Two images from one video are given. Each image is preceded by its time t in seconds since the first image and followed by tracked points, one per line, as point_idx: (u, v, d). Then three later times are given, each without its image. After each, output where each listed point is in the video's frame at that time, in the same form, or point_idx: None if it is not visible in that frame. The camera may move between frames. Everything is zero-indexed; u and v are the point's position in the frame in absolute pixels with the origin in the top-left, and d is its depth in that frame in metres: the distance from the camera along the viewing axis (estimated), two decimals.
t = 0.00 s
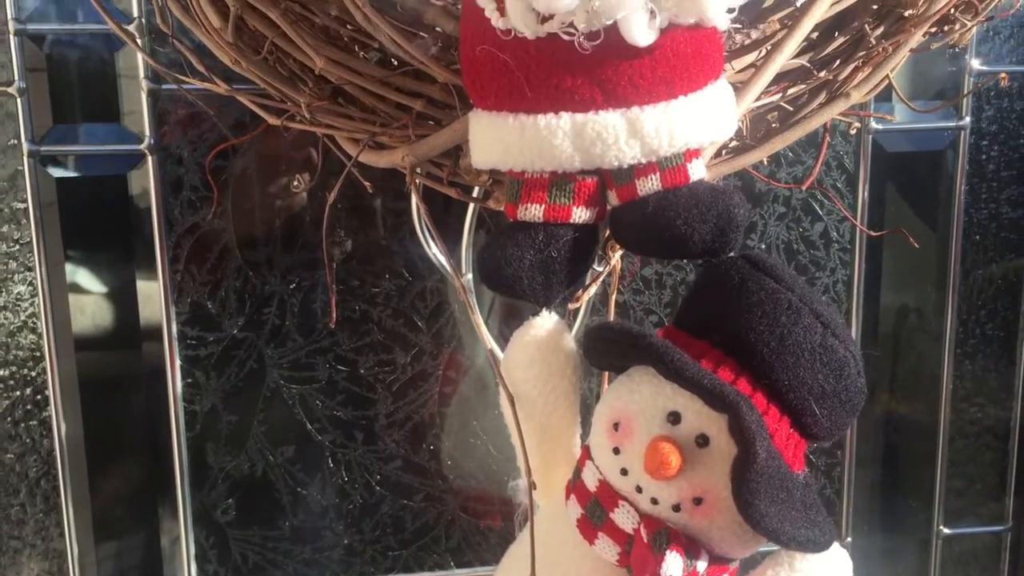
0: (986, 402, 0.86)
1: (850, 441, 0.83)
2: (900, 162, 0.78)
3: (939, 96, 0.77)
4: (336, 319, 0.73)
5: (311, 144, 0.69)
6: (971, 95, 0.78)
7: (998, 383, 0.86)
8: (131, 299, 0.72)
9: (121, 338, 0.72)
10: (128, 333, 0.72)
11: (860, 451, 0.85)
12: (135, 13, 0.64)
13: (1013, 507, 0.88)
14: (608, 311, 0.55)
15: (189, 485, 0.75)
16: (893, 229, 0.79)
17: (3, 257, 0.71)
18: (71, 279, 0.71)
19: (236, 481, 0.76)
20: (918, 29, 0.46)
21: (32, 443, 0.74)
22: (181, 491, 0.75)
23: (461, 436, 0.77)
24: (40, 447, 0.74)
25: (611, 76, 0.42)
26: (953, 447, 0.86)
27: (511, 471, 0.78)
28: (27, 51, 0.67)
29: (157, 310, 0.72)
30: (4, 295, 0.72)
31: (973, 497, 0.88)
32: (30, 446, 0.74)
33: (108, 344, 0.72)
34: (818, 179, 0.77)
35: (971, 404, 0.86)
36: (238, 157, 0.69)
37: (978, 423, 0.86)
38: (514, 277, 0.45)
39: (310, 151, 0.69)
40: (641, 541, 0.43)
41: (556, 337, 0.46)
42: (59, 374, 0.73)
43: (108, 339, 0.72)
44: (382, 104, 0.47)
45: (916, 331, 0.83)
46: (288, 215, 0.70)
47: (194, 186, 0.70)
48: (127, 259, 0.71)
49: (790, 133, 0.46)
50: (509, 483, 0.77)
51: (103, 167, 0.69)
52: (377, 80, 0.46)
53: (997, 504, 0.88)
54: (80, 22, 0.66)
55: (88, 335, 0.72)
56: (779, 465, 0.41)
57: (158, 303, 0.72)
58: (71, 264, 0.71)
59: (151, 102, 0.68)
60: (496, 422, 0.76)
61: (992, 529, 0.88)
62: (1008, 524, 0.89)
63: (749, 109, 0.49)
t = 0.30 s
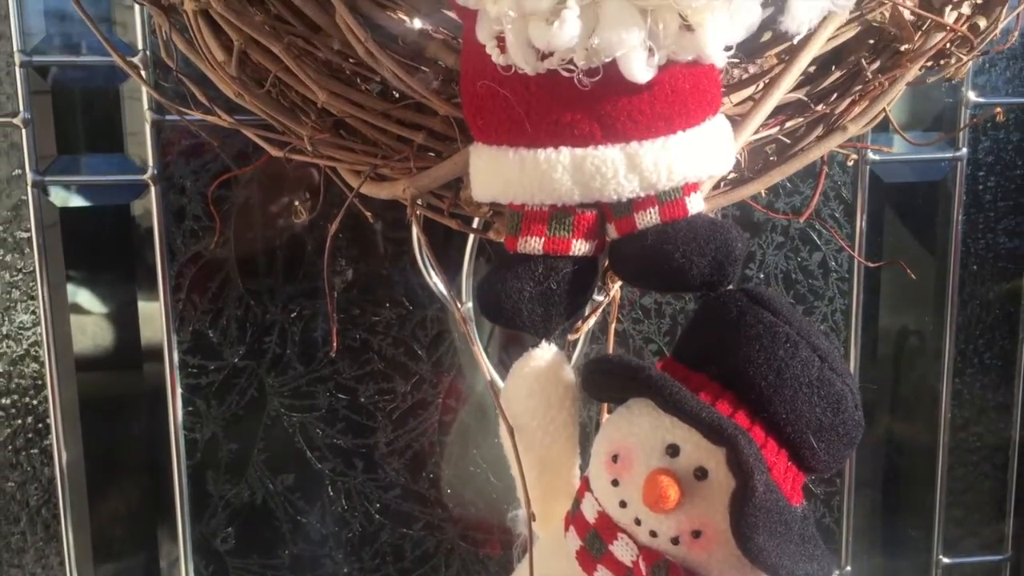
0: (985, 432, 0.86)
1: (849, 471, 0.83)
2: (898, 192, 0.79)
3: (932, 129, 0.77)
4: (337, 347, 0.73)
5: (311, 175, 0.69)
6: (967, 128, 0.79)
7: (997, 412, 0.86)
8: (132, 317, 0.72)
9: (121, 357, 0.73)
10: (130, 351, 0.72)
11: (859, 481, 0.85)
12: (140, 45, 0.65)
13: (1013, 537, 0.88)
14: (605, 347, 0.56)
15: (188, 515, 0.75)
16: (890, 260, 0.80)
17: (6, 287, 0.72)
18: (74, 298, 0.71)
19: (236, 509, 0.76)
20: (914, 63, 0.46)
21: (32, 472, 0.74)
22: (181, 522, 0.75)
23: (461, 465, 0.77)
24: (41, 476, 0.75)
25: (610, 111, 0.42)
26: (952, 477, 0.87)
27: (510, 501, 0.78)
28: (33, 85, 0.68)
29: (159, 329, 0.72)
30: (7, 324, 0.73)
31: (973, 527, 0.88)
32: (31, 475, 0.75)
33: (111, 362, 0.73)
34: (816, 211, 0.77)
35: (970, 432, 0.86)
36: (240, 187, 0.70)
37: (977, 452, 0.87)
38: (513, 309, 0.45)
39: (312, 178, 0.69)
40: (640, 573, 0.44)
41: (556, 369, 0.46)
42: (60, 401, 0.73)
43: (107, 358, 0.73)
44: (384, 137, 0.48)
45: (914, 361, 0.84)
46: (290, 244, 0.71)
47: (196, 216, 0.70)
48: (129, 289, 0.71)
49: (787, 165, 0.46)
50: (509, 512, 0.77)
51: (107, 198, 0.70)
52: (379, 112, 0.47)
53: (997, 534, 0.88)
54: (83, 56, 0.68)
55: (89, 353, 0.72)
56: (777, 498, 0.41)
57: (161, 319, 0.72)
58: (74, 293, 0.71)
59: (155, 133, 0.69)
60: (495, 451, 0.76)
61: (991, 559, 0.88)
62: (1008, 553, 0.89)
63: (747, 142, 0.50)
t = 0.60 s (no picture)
0: (983, 469, 0.88)
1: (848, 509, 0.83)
2: (896, 230, 0.79)
3: (927, 169, 0.78)
4: (337, 385, 0.74)
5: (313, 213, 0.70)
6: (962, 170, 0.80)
7: (996, 452, 0.87)
8: (135, 344, 0.72)
9: (122, 385, 0.73)
10: (133, 378, 0.73)
11: (860, 518, 0.85)
12: (146, 86, 0.66)
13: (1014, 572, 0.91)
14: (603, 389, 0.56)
15: (188, 550, 0.76)
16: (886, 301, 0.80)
17: (9, 324, 0.72)
18: (77, 324, 0.72)
19: (235, 545, 0.76)
20: (908, 105, 0.47)
21: (33, 508, 0.75)
22: (180, 555, 0.76)
23: (461, 502, 0.77)
24: (42, 512, 0.75)
25: (608, 156, 0.43)
26: (949, 513, 0.87)
27: (510, 538, 0.78)
28: (39, 125, 0.69)
29: (160, 357, 0.72)
30: (11, 361, 0.73)
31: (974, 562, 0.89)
32: (32, 511, 0.75)
33: (112, 390, 0.73)
34: (812, 250, 0.78)
35: (966, 469, 0.87)
36: (242, 226, 0.70)
37: (974, 489, 0.88)
38: (512, 350, 0.46)
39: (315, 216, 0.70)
40: None
41: (554, 410, 0.47)
42: (63, 436, 0.74)
43: (108, 385, 0.73)
44: (385, 178, 0.48)
45: (913, 398, 0.84)
46: (291, 282, 0.71)
47: (199, 254, 0.71)
48: (132, 323, 0.72)
49: (783, 206, 0.47)
50: (509, 549, 0.78)
51: (112, 237, 0.70)
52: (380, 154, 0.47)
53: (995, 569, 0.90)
54: (88, 96, 0.68)
55: (91, 380, 0.73)
56: (774, 541, 0.41)
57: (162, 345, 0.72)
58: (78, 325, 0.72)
59: (159, 172, 0.70)
60: (495, 488, 0.77)
61: None
62: None
63: (744, 184, 0.51)
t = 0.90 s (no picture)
0: (982, 499, 0.88)
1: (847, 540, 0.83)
2: (893, 262, 0.80)
3: (921, 202, 0.78)
4: (338, 416, 0.74)
5: (315, 245, 0.71)
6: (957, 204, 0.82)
7: (993, 482, 0.88)
8: (137, 365, 0.73)
9: (121, 408, 0.73)
10: (134, 400, 0.73)
11: (858, 548, 0.85)
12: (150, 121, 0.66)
13: None
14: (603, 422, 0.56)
15: None
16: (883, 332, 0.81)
17: (12, 357, 0.73)
18: (78, 346, 0.72)
19: None
20: (903, 140, 0.48)
21: (34, 538, 0.75)
22: None
23: (461, 533, 0.78)
24: (43, 543, 0.75)
25: (607, 193, 0.44)
26: (948, 543, 0.88)
27: (509, 569, 0.78)
28: (44, 157, 0.70)
29: (161, 378, 0.73)
30: (14, 392, 0.74)
31: None
32: (34, 542, 0.75)
33: (113, 412, 0.73)
34: (809, 281, 0.78)
35: (964, 499, 0.87)
36: (244, 258, 0.71)
37: (972, 519, 0.88)
38: (512, 383, 0.46)
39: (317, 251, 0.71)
40: None
41: (554, 441, 0.47)
42: (65, 471, 0.74)
43: (107, 407, 0.73)
44: (386, 213, 0.49)
45: (911, 429, 0.84)
46: (292, 313, 0.72)
47: (201, 285, 0.71)
48: (133, 350, 0.72)
49: (779, 241, 0.47)
50: None
51: (115, 268, 0.71)
52: (381, 190, 0.48)
53: None
54: (91, 130, 0.69)
55: (91, 402, 0.73)
56: None
57: (163, 368, 0.72)
58: (79, 354, 0.72)
59: (162, 205, 0.70)
60: (494, 519, 0.77)
61: None
62: None
63: (742, 218, 0.51)
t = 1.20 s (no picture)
0: (980, 535, 0.88)
1: None
2: (889, 299, 0.80)
3: (917, 242, 0.79)
4: (339, 454, 0.75)
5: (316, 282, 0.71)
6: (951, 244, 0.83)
7: (992, 519, 0.88)
8: (139, 393, 0.73)
9: (121, 436, 0.74)
10: (136, 427, 0.73)
11: None
12: (154, 160, 0.67)
13: None
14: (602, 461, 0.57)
15: None
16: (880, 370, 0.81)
17: (16, 395, 0.73)
18: (80, 380, 0.73)
19: None
20: (896, 183, 0.49)
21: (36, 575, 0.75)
22: None
23: (460, 569, 0.78)
24: None
25: (605, 238, 0.44)
26: None
27: None
28: (50, 195, 0.70)
29: (161, 404, 0.73)
30: (17, 430, 0.74)
31: None
32: None
33: (114, 438, 0.74)
34: (806, 319, 0.79)
35: (962, 536, 0.88)
36: (247, 296, 0.72)
37: (971, 556, 0.88)
38: (511, 425, 0.47)
39: (319, 290, 0.72)
40: None
41: (552, 480, 0.48)
42: (67, 511, 0.74)
43: (107, 434, 0.74)
44: (387, 254, 0.50)
45: (908, 465, 0.85)
46: (294, 351, 0.73)
47: (204, 323, 0.72)
48: (135, 381, 0.73)
49: (776, 282, 0.48)
50: None
51: (119, 306, 0.72)
52: (383, 232, 0.49)
53: None
54: (96, 169, 0.70)
55: (93, 430, 0.74)
56: None
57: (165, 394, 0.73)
58: (82, 392, 0.73)
59: (166, 244, 0.71)
60: (493, 556, 0.77)
61: None
62: None
63: (739, 259, 0.52)
